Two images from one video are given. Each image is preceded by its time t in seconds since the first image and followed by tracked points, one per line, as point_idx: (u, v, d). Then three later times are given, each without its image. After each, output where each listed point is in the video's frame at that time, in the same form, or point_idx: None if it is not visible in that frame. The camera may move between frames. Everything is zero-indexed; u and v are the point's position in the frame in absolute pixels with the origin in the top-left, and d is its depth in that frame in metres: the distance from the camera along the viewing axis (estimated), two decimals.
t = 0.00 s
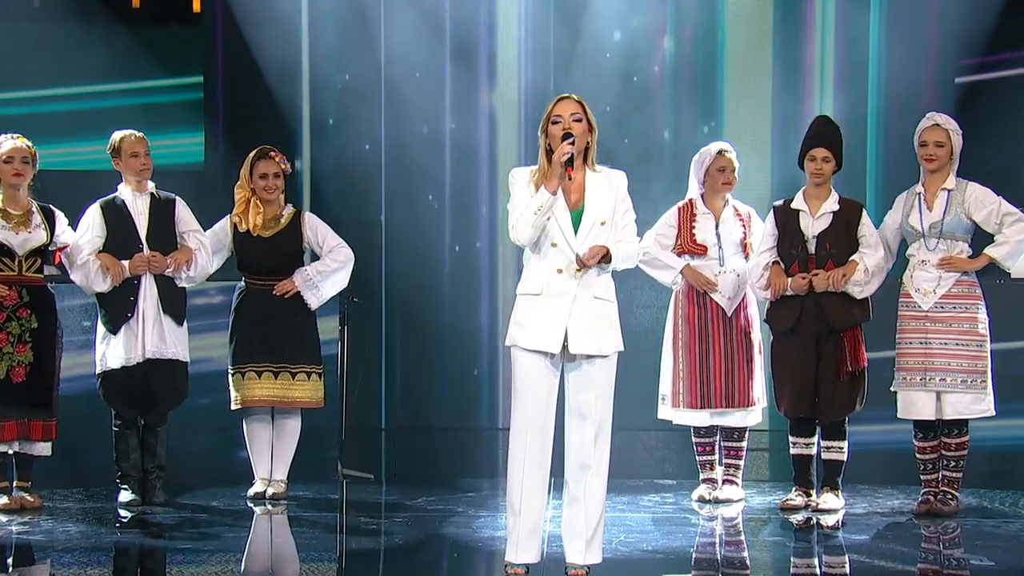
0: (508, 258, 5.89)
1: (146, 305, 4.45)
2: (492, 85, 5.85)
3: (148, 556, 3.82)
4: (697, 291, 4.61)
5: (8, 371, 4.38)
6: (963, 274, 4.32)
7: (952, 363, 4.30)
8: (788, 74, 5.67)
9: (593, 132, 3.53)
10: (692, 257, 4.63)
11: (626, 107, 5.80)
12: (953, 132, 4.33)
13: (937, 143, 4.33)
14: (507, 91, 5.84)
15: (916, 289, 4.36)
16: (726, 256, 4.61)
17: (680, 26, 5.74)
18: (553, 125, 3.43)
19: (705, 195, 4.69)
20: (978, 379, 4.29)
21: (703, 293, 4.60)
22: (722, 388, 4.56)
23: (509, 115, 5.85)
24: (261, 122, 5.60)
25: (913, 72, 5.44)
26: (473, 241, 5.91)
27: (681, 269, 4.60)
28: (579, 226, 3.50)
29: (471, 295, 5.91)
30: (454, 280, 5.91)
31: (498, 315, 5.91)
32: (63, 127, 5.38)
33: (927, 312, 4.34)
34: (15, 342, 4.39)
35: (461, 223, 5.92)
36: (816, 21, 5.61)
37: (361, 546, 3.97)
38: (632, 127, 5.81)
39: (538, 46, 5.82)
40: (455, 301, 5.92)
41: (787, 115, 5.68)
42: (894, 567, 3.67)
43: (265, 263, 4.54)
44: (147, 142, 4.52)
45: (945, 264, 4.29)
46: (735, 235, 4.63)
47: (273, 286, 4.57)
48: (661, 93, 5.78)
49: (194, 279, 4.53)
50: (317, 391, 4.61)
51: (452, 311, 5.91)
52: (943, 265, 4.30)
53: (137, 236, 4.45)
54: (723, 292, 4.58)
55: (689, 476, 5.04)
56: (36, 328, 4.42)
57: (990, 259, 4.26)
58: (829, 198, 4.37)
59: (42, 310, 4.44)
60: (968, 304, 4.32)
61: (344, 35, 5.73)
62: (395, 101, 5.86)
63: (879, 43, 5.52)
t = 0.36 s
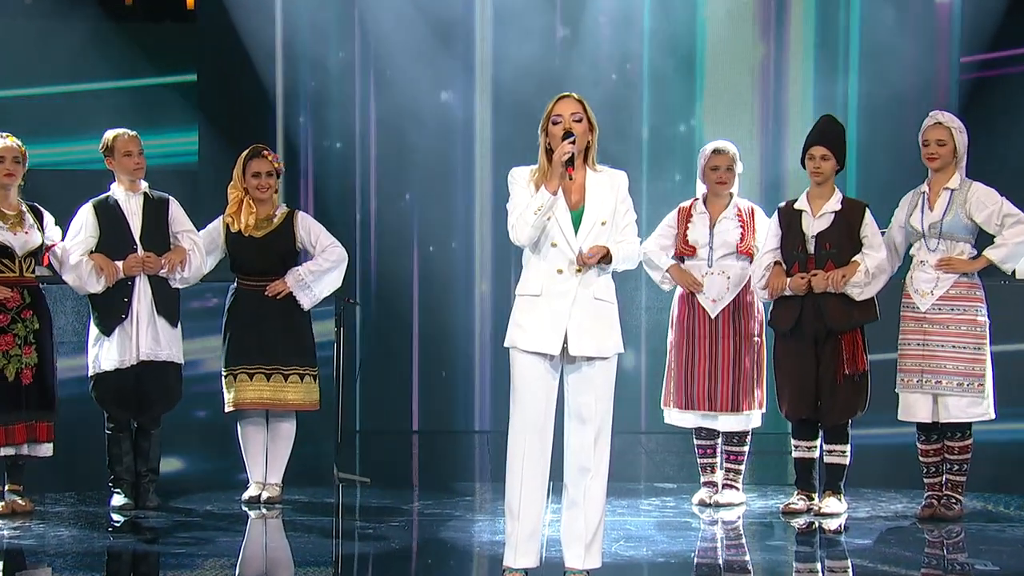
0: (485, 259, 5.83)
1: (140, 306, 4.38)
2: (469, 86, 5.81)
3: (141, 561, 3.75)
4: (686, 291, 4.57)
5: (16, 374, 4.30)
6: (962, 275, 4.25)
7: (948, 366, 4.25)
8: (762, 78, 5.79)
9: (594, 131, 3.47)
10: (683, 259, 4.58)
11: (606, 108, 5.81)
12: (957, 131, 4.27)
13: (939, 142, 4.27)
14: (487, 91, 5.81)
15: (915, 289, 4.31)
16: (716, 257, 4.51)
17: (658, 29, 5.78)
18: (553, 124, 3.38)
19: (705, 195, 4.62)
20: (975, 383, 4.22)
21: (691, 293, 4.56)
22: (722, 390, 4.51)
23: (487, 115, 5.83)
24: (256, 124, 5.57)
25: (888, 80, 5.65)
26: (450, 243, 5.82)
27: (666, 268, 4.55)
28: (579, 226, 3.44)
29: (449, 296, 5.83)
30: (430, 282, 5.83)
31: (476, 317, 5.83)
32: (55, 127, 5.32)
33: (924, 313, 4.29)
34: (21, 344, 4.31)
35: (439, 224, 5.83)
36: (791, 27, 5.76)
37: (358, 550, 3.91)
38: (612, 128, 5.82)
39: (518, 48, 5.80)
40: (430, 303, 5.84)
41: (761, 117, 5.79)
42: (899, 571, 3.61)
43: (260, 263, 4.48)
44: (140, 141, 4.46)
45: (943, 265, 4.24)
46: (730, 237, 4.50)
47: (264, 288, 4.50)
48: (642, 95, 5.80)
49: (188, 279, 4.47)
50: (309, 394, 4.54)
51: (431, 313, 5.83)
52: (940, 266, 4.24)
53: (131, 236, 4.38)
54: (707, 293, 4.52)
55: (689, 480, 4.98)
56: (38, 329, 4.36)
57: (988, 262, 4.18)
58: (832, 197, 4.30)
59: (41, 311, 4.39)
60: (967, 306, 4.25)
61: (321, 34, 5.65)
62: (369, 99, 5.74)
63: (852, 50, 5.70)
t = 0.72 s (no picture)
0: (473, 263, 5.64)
1: (131, 307, 4.31)
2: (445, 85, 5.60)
3: (133, 566, 3.68)
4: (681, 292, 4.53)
5: (18, 376, 4.22)
6: (959, 278, 4.18)
7: (942, 368, 4.16)
8: (749, 78, 5.53)
9: (595, 130, 3.41)
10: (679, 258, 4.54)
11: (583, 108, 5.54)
12: (960, 130, 4.19)
13: (941, 140, 4.21)
14: (459, 91, 5.60)
15: (912, 290, 4.25)
16: (708, 258, 4.46)
17: (640, 27, 5.55)
18: (553, 123, 3.31)
19: (709, 196, 4.56)
20: (969, 387, 4.14)
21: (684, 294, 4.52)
22: (720, 392, 4.44)
23: (465, 115, 5.60)
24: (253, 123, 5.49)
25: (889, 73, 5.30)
26: (432, 246, 5.64)
27: (664, 267, 4.52)
28: (579, 227, 3.37)
29: (435, 301, 5.66)
30: (416, 288, 5.65)
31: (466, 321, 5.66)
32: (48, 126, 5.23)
33: (921, 314, 4.22)
34: (21, 345, 4.23)
35: (421, 226, 5.63)
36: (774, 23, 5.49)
37: (354, 556, 3.84)
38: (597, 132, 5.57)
39: (493, 45, 5.59)
40: (405, 305, 5.67)
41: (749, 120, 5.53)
42: None
43: (253, 263, 4.41)
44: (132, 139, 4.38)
45: (939, 266, 4.16)
46: (724, 237, 4.42)
47: (255, 289, 4.43)
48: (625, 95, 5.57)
49: (181, 280, 4.39)
50: (299, 398, 4.45)
51: (423, 319, 5.67)
52: (937, 266, 4.17)
53: (123, 236, 4.31)
54: (696, 294, 4.46)
55: (690, 484, 4.91)
56: (33, 329, 4.30)
57: (985, 265, 4.10)
58: (833, 196, 4.23)
59: (34, 311, 4.32)
60: (964, 308, 4.17)
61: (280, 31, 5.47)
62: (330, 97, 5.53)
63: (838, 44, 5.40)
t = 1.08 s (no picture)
0: (464, 265, 5.58)
1: (120, 309, 4.24)
2: (420, 87, 5.47)
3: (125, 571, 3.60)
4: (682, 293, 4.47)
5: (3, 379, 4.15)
6: (962, 280, 4.10)
7: (944, 371, 4.10)
8: (727, 79, 5.41)
9: (596, 130, 3.34)
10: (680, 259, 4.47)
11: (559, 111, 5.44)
12: (967, 129, 4.12)
13: (947, 139, 4.14)
14: (433, 93, 5.48)
15: (913, 292, 4.17)
16: (710, 259, 4.39)
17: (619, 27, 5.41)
18: (553, 125, 3.24)
19: (711, 196, 4.49)
20: (971, 390, 4.07)
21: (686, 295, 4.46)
22: (722, 395, 4.37)
23: (441, 118, 5.50)
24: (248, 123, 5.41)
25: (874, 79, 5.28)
26: (422, 249, 5.57)
27: (665, 268, 4.46)
28: (578, 227, 3.30)
29: (429, 303, 5.59)
30: (410, 290, 5.59)
31: (460, 323, 5.60)
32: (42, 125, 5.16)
33: (923, 317, 4.14)
34: (7, 347, 4.16)
35: (405, 229, 5.54)
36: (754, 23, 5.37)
37: (351, 561, 3.76)
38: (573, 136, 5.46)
39: (472, 45, 5.46)
40: (391, 307, 5.59)
41: (725, 122, 5.41)
42: None
43: (246, 263, 4.34)
44: (124, 137, 4.31)
45: (942, 268, 4.09)
46: (727, 238, 4.35)
47: (246, 290, 4.36)
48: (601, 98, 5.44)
49: (172, 282, 4.31)
50: (291, 402, 4.37)
51: (418, 321, 5.60)
52: (940, 268, 4.10)
53: (112, 236, 4.24)
54: (698, 296, 4.40)
55: (692, 488, 4.84)
56: (22, 331, 4.21)
57: (990, 269, 4.04)
58: (836, 196, 4.15)
59: (23, 312, 4.24)
60: (968, 311, 4.11)
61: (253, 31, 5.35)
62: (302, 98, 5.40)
63: (812, 46, 5.34)
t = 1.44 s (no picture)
0: (456, 265, 5.50)
1: (110, 310, 4.17)
2: (396, 86, 5.38)
3: None
4: (688, 295, 4.37)
5: None
6: (971, 281, 4.05)
7: (954, 374, 4.04)
8: (707, 77, 5.34)
9: (594, 129, 3.27)
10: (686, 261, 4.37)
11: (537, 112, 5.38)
12: (973, 128, 4.06)
13: (954, 139, 4.07)
14: (411, 92, 5.39)
15: (921, 294, 4.10)
16: (718, 260, 4.32)
17: (600, 25, 5.36)
18: (552, 124, 3.18)
19: (710, 196, 4.42)
20: (983, 393, 4.01)
21: (692, 296, 4.36)
22: (727, 398, 4.30)
23: (419, 118, 5.41)
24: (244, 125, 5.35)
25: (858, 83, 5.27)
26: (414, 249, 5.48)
27: (669, 270, 4.30)
28: (577, 227, 3.23)
29: (422, 304, 5.51)
30: (404, 291, 5.51)
31: (455, 323, 5.52)
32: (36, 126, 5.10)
33: (932, 319, 4.07)
34: None
35: (391, 229, 5.46)
36: (736, 22, 5.32)
37: (347, 567, 3.69)
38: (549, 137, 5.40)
39: (451, 54, 5.38)
40: (383, 313, 5.51)
41: (704, 120, 5.33)
42: None
43: (240, 264, 4.28)
44: (117, 137, 4.25)
45: (952, 269, 4.04)
46: (733, 239, 4.31)
47: (237, 291, 4.30)
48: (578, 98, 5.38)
49: (165, 283, 4.25)
50: (283, 405, 4.31)
51: (411, 322, 5.52)
52: (949, 269, 4.05)
53: (103, 237, 4.18)
54: (708, 297, 4.32)
55: (694, 493, 4.77)
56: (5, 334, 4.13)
57: (1001, 270, 3.99)
58: (838, 197, 4.10)
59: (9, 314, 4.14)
60: (977, 312, 4.04)
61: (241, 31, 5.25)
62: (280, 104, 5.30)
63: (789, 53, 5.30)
